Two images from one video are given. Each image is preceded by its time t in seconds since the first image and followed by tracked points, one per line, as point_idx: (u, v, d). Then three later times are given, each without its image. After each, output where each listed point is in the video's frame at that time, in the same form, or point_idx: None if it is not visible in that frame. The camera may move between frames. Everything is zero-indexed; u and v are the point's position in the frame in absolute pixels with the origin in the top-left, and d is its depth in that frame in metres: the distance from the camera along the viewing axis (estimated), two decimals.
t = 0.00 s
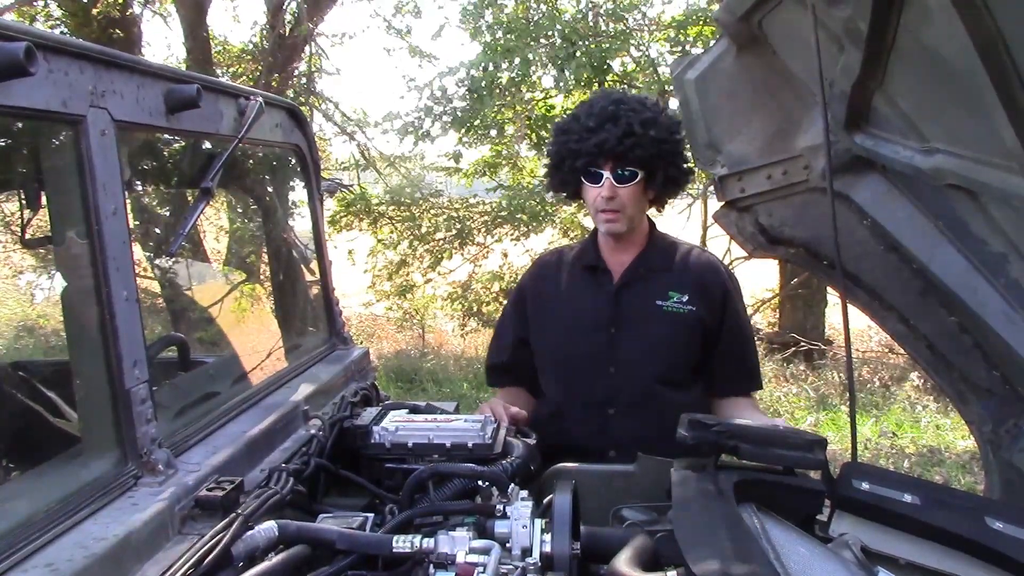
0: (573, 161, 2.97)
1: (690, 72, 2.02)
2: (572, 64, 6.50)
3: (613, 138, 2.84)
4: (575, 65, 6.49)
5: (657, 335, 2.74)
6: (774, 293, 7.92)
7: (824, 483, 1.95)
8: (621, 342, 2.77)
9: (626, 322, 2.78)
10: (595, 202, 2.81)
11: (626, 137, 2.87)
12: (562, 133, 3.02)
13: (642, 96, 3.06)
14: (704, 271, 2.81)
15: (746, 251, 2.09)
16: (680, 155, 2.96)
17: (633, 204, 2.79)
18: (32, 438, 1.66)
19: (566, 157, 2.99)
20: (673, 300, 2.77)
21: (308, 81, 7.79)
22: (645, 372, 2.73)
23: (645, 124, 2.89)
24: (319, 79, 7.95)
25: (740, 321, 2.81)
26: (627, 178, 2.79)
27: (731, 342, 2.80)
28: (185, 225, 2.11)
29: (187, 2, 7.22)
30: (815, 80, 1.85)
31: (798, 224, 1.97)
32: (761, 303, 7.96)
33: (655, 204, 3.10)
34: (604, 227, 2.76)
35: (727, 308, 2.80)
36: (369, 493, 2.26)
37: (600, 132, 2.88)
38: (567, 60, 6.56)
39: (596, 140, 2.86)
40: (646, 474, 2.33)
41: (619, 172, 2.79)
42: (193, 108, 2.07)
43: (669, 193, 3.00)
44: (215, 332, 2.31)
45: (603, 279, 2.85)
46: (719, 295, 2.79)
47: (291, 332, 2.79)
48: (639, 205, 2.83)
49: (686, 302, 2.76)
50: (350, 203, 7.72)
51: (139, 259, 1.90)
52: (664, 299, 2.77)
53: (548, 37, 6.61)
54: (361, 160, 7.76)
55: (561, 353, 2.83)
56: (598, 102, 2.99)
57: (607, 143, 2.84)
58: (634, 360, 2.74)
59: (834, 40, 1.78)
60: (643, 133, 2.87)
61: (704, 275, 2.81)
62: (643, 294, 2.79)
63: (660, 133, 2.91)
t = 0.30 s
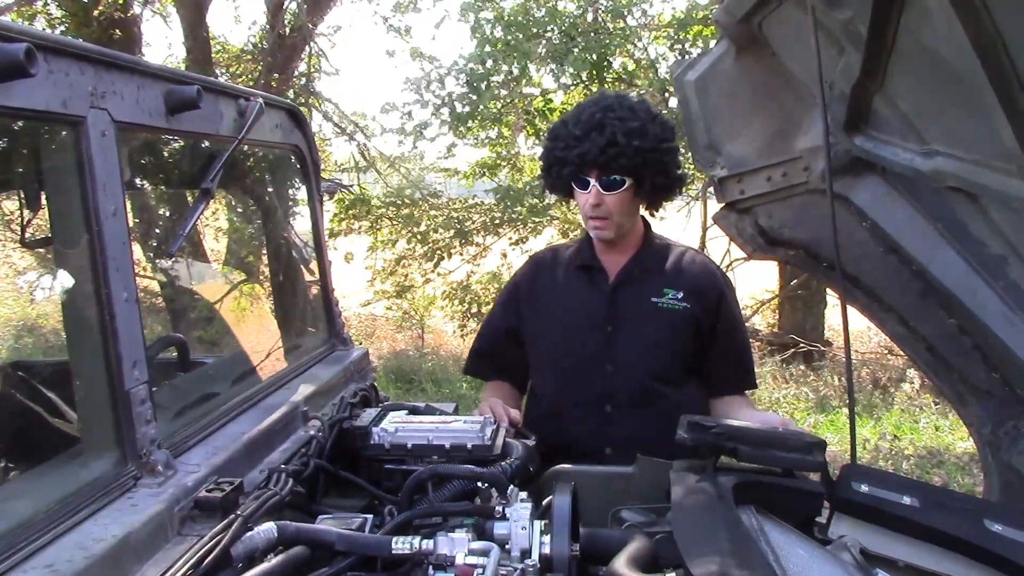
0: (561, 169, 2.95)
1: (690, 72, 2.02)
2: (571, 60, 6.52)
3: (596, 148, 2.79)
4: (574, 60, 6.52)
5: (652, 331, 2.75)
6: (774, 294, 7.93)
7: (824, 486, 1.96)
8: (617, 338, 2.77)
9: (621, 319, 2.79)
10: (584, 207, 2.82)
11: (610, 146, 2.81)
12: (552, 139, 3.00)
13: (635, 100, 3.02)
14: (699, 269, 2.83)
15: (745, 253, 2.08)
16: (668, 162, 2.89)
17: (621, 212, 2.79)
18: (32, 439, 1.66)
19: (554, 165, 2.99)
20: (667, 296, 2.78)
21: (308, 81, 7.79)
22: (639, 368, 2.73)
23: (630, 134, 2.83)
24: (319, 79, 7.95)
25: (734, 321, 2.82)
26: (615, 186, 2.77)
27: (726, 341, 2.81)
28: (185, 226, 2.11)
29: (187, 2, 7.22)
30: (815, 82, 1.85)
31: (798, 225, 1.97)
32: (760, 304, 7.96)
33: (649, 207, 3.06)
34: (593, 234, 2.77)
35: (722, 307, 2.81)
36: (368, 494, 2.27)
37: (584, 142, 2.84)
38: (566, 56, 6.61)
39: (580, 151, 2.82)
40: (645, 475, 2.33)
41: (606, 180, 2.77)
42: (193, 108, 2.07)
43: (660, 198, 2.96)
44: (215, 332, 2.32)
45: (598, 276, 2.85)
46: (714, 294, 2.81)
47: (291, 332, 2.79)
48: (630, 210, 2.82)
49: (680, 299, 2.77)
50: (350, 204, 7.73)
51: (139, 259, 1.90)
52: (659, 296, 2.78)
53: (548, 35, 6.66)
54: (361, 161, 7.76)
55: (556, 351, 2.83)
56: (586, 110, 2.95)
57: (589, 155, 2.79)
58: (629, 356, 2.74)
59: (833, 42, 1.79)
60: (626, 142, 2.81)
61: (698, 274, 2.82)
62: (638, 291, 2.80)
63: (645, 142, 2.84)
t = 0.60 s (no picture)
0: (553, 166, 2.94)
1: (689, 74, 2.03)
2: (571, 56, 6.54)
3: (591, 144, 2.84)
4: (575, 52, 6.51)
5: (636, 329, 2.77)
6: (773, 295, 7.93)
7: (824, 486, 1.96)
8: (601, 336, 2.79)
9: (605, 317, 2.81)
10: (576, 203, 2.81)
11: (604, 142, 2.87)
12: (542, 139, 3.00)
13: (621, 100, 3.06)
14: (682, 267, 2.85)
15: (745, 253, 2.09)
16: (656, 159, 3.00)
17: (613, 207, 2.80)
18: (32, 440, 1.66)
19: (545, 163, 2.97)
20: (650, 295, 2.80)
21: (307, 82, 7.80)
22: (624, 366, 2.75)
23: (623, 129, 2.90)
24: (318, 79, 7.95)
25: (716, 317, 2.85)
26: (607, 181, 2.79)
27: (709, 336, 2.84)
28: (184, 226, 2.11)
29: (186, 3, 7.23)
30: (814, 83, 1.85)
31: (798, 226, 1.97)
32: (760, 304, 7.97)
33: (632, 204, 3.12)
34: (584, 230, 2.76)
35: (704, 302, 2.84)
36: (368, 495, 2.26)
37: (578, 138, 2.87)
38: (567, 50, 6.60)
39: (573, 147, 2.85)
40: (645, 476, 2.33)
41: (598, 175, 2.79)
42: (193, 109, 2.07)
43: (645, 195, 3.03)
44: (215, 333, 2.32)
45: (583, 276, 2.87)
46: (696, 291, 2.83)
47: (291, 333, 2.79)
48: (619, 207, 2.85)
49: (664, 297, 2.79)
50: (349, 205, 7.69)
51: (139, 260, 1.90)
52: (641, 294, 2.80)
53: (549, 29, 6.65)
54: (361, 161, 7.77)
55: (543, 349, 2.84)
56: (574, 109, 2.98)
57: (585, 150, 2.83)
58: (614, 354, 2.77)
59: (833, 43, 1.79)
60: (620, 138, 2.88)
61: (680, 271, 2.85)
62: (622, 290, 2.82)
63: (636, 138, 2.92)
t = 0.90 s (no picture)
0: (540, 157, 2.91)
1: (689, 74, 2.03)
2: (574, 62, 6.48)
3: (579, 134, 2.85)
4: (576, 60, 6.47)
5: (618, 323, 2.79)
6: (773, 295, 7.93)
7: (824, 486, 1.96)
8: (584, 331, 2.80)
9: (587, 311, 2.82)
10: (558, 195, 2.84)
11: (591, 133, 2.88)
12: (526, 130, 2.99)
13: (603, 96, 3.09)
14: (660, 258, 2.87)
15: (745, 253, 2.09)
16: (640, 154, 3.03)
17: (595, 200, 2.84)
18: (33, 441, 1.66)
19: (531, 153, 2.93)
20: (630, 288, 2.81)
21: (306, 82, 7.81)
22: (608, 359, 2.78)
23: (611, 120, 2.92)
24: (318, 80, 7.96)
25: (695, 307, 2.87)
26: (591, 174, 2.84)
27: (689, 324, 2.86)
28: (184, 227, 2.11)
29: (186, 3, 7.23)
30: (813, 83, 1.85)
31: (797, 226, 1.97)
32: (760, 304, 7.97)
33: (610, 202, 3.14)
34: (568, 221, 2.78)
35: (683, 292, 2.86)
36: (367, 495, 2.26)
37: (566, 128, 2.88)
38: (569, 55, 6.53)
39: (562, 135, 2.86)
40: (645, 476, 2.33)
41: (584, 167, 2.84)
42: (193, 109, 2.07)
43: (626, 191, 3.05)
44: (215, 334, 2.33)
45: (564, 274, 2.87)
46: (676, 281, 2.85)
47: (291, 334, 2.80)
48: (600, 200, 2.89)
49: (644, 289, 2.81)
50: (348, 205, 7.67)
51: (139, 260, 1.90)
52: (622, 287, 2.82)
53: (550, 32, 6.56)
54: (361, 162, 7.77)
55: (529, 346, 2.86)
56: (560, 101, 2.99)
57: (574, 139, 2.84)
58: (600, 348, 2.79)
59: (831, 43, 1.79)
60: (609, 129, 2.90)
61: (659, 263, 2.86)
62: (602, 285, 2.83)
63: (622, 131, 2.94)
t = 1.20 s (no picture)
0: (529, 167, 2.90)
1: (687, 74, 2.01)
2: (576, 67, 6.55)
3: (565, 146, 2.82)
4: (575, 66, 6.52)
5: (606, 323, 2.80)
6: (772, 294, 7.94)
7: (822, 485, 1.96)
8: (574, 330, 2.82)
9: (577, 311, 2.83)
10: (547, 204, 2.83)
11: (579, 144, 2.86)
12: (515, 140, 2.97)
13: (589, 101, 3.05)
14: (648, 258, 2.87)
15: (743, 253, 2.09)
16: (628, 162, 2.99)
17: (583, 206, 2.84)
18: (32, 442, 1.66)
19: (520, 163, 2.92)
20: (618, 288, 2.82)
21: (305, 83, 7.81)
22: (599, 359, 2.80)
23: (597, 131, 2.88)
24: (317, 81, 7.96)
25: (685, 305, 2.86)
26: (579, 181, 2.82)
27: (680, 320, 2.85)
28: (184, 228, 2.11)
29: (185, 4, 7.23)
30: (812, 82, 1.86)
31: (795, 226, 1.98)
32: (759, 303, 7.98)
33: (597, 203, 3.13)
34: (556, 228, 2.79)
35: (672, 289, 2.85)
36: (367, 495, 2.26)
37: (553, 140, 2.86)
38: (568, 62, 6.60)
39: (548, 148, 2.83)
40: (644, 475, 2.33)
41: (572, 174, 2.82)
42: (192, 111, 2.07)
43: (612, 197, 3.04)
44: (214, 335, 2.34)
45: (555, 273, 2.87)
46: (664, 280, 2.84)
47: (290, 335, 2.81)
48: (588, 204, 2.89)
49: (631, 289, 2.81)
50: (347, 206, 7.83)
51: (138, 262, 1.90)
52: (610, 288, 2.83)
53: (549, 37, 6.62)
54: (360, 163, 7.77)
55: (520, 346, 2.87)
56: (549, 110, 2.97)
57: (562, 152, 2.81)
58: (591, 347, 2.81)
59: (829, 40, 1.77)
60: (595, 139, 2.87)
61: (647, 261, 2.86)
62: (591, 285, 2.83)
63: (609, 142, 2.91)
